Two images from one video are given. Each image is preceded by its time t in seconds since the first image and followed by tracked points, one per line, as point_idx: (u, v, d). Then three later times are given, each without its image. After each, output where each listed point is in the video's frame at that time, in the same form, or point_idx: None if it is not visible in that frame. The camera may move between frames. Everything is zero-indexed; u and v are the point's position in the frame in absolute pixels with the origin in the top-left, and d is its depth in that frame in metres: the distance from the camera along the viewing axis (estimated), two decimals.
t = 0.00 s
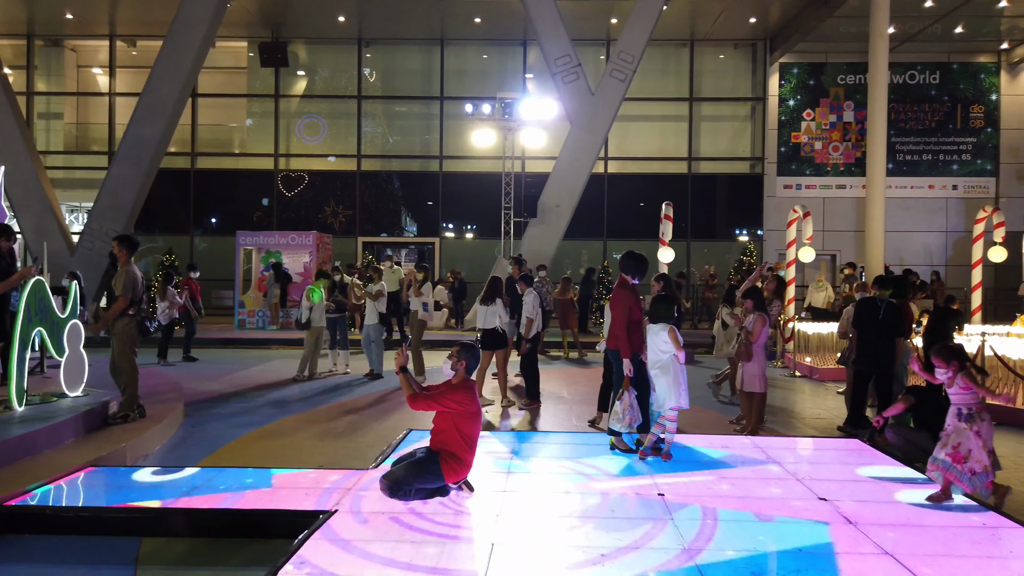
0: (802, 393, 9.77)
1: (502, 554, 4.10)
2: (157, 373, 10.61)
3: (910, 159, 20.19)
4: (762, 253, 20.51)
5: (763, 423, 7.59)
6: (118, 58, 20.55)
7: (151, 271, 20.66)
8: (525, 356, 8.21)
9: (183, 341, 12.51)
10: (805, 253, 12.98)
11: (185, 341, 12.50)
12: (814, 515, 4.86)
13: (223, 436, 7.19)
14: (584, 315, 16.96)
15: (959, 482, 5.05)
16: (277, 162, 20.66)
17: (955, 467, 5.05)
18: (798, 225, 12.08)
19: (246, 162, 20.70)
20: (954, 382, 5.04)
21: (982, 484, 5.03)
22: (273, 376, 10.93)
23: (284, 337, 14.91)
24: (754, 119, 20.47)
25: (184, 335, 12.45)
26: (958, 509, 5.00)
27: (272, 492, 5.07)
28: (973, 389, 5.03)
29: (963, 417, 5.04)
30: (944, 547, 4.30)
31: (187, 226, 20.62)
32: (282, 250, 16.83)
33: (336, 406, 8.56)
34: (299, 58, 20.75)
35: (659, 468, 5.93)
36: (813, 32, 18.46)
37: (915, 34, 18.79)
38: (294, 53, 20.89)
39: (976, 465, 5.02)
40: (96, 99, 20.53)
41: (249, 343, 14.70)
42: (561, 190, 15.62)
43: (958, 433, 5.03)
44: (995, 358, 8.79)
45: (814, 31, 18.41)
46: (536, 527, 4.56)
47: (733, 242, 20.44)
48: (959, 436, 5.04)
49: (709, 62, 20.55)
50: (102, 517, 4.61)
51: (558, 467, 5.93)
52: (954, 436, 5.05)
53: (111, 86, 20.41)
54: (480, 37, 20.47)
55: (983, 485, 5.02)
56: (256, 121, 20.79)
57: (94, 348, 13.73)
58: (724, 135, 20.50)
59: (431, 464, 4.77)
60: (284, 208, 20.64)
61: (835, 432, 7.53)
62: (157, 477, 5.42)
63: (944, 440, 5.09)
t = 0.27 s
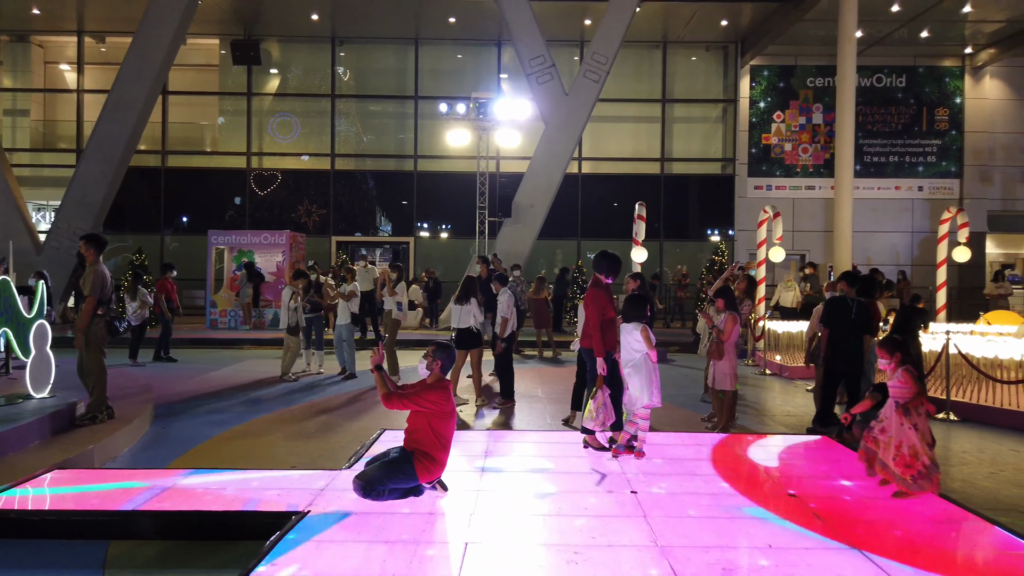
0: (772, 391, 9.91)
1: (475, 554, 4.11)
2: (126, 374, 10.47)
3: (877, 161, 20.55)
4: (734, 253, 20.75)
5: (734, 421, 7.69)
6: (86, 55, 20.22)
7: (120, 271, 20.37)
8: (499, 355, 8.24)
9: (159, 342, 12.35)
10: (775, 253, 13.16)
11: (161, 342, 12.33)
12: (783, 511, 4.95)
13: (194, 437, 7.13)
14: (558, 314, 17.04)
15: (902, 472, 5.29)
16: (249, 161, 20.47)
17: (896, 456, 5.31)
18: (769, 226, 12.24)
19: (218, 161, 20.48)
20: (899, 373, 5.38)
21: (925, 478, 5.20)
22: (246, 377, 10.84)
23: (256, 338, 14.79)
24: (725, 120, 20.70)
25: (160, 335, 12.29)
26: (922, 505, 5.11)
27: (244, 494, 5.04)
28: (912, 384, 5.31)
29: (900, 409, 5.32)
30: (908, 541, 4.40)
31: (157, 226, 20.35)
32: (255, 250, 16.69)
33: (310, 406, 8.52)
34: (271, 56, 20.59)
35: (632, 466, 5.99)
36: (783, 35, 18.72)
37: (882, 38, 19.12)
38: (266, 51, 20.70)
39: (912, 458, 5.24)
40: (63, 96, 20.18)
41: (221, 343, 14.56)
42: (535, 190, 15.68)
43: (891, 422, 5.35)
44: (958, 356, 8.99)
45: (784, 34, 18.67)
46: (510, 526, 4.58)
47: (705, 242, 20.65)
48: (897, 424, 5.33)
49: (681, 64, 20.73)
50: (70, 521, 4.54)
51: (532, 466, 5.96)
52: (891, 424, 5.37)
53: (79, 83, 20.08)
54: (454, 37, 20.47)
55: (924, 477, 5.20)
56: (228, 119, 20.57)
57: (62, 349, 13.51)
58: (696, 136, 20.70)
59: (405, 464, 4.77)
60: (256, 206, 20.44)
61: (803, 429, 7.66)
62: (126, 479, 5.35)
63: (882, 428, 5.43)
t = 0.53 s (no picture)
0: (745, 389, 10.00)
1: (450, 555, 4.09)
2: (93, 375, 10.29)
3: (847, 162, 20.83)
4: (707, 253, 20.92)
5: (707, 419, 7.74)
6: (53, 50, 19.83)
7: (88, 270, 20.01)
8: (474, 355, 8.21)
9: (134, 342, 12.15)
10: (748, 253, 13.27)
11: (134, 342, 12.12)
12: (755, 509, 4.99)
13: (163, 439, 7.02)
14: (533, 314, 17.06)
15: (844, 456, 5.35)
16: (220, 158, 20.22)
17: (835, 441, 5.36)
18: (741, 226, 12.33)
19: (188, 159, 20.20)
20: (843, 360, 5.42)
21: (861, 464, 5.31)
22: (216, 378, 10.70)
23: (228, 338, 14.62)
24: (699, 121, 20.86)
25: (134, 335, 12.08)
26: (892, 502, 5.18)
27: (214, 496, 4.97)
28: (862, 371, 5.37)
29: (850, 395, 5.32)
30: (877, 537, 4.47)
31: (126, 224, 20.03)
32: (226, 249, 16.49)
33: (281, 407, 8.43)
34: (243, 53, 20.35)
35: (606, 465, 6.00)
36: (756, 36, 18.89)
37: (852, 41, 19.38)
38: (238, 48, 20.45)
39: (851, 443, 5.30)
40: (29, 91, 19.77)
41: (192, 343, 14.37)
42: (510, 190, 15.68)
43: (846, 410, 5.29)
44: (926, 355, 9.13)
45: (757, 36, 18.85)
46: (484, 526, 4.56)
47: (678, 241, 20.79)
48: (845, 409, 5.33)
49: (655, 65, 20.84)
50: (34, 525, 4.46)
51: (507, 466, 5.95)
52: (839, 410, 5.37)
53: (45, 79, 19.69)
54: (429, 36, 20.38)
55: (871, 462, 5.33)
56: (198, 116, 20.30)
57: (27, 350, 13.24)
58: (670, 136, 20.83)
59: (378, 465, 4.73)
60: (228, 205, 20.19)
61: (775, 427, 7.72)
62: (93, 482, 5.26)
63: (831, 414, 5.37)
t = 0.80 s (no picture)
0: (718, 388, 10.07)
1: (425, 556, 4.06)
2: (60, 377, 10.09)
3: (818, 163, 21.09)
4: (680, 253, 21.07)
5: (681, 418, 7.80)
6: (18, 45, 19.43)
7: (54, 270, 19.63)
8: (449, 355, 8.19)
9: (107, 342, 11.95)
10: (721, 253, 13.39)
11: (107, 343, 11.91)
12: (728, 506, 5.02)
13: (132, 441, 6.90)
14: (508, 314, 17.06)
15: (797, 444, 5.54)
16: (190, 157, 19.94)
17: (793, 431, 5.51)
18: (714, 226, 12.43)
19: (158, 157, 19.91)
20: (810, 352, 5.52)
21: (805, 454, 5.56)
22: (187, 379, 10.55)
23: (199, 338, 14.43)
24: (672, 122, 21.01)
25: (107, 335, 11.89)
26: (862, 499, 5.25)
27: (184, 499, 4.90)
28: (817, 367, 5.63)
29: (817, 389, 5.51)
30: (847, 533, 4.52)
31: (94, 223, 19.69)
32: (196, 248, 16.27)
33: (254, 408, 8.33)
34: (214, 49, 20.09)
35: (581, 464, 6.03)
36: (729, 38, 19.06)
37: (823, 43, 19.63)
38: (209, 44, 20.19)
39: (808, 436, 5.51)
40: None
41: (162, 344, 14.16)
42: (485, 190, 15.67)
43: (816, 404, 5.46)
44: (895, 353, 9.27)
45: (730, 38, 19.02)
46: (459, 527, 4.54)
47: (652, 241, 20.91)
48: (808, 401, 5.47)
49: (629, 66, 20.94)
50: None
51: (481, 467, 5.93)
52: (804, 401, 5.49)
53: (10, 74, 19.28)
54: (403, 34, 20.29)
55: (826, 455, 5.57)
56: (168, 114, 20.00)
57: None
58: (644, 137, 20.95)
59: (352, 466, 4.69)
60: (198, 203, 19.93)
61: (748, 425, 7.79)
62: (60, 486, 5.16)
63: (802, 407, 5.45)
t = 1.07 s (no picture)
0: (693, 386, 10.18)
1: (399, 556, 4.05)
2: (28, 378, 9.90)
3: (790, 164, 21.34)
4: (655, 252, 21.21)
5: (656, 417, 7.85)
6: None
7: (21, 269, 19.26)
8: (425, 355, 8.16)
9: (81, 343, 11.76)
10: (695, 253, 13.50)
11: (81, 344, 11.71)
12: (703, 504, 5.06)
13: (103, 443, 6.79)
14: (484, 313, 17.06)
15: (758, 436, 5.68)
16: (162, 154, 19.68)
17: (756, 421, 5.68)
18: (689, 226, 12.51)
19: (129, 154, 19.62)
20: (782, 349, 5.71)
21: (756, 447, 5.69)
22: (158, 379, 10.40)
23: (171, 338, 14.24)
24: (647, 122, 21.15)
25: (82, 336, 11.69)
26: (833, 496, 5.32)
27: (157, 501, 4.85)
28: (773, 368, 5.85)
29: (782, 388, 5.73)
30: (821, 530, 4.57)
31: (62, 222, 19.36)
32: (167, 247, 16.07)
33: (227, 409, 8.24)
34: (185, 46, 19.83)
35: (556, 463, 6.04)
36: (703, 39, 19.21)
37: (795, 45, 19.86)
38: (180, 40, 19.93)
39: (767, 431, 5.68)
40: None
41: (133, 344, 13.95)
42: (461, 189, 15.64)
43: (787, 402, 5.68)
44: (866, 351, 9.41)
45: (704, 39, 19.18)
46: (434, 527, 4.53)
47: (628, 241, 21.02)
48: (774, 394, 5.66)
49: (605, 66, 21.03)
50: None
51: (457, 467, 5.92)
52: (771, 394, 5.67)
53: None
54: (378, 32, 20.18)
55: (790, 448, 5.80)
56: (138, 111, 19.71)
57: None
58: (619, 137, 21.05)
59: (326, 467, 4.66)
60: (169, 202, 19.66)
61: (722, 424, 7.87)
62: (27, 489, 5.08)
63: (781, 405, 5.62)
